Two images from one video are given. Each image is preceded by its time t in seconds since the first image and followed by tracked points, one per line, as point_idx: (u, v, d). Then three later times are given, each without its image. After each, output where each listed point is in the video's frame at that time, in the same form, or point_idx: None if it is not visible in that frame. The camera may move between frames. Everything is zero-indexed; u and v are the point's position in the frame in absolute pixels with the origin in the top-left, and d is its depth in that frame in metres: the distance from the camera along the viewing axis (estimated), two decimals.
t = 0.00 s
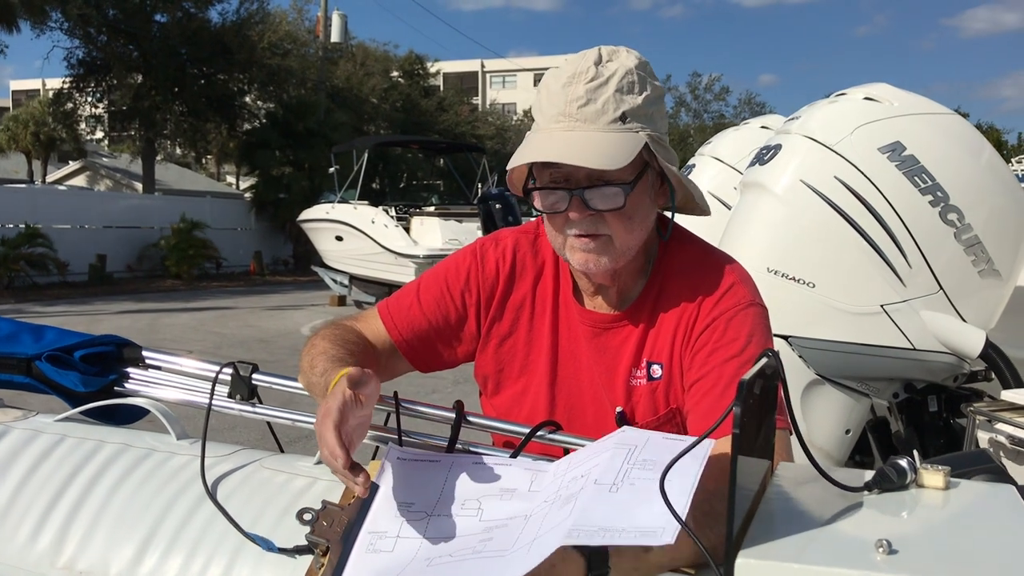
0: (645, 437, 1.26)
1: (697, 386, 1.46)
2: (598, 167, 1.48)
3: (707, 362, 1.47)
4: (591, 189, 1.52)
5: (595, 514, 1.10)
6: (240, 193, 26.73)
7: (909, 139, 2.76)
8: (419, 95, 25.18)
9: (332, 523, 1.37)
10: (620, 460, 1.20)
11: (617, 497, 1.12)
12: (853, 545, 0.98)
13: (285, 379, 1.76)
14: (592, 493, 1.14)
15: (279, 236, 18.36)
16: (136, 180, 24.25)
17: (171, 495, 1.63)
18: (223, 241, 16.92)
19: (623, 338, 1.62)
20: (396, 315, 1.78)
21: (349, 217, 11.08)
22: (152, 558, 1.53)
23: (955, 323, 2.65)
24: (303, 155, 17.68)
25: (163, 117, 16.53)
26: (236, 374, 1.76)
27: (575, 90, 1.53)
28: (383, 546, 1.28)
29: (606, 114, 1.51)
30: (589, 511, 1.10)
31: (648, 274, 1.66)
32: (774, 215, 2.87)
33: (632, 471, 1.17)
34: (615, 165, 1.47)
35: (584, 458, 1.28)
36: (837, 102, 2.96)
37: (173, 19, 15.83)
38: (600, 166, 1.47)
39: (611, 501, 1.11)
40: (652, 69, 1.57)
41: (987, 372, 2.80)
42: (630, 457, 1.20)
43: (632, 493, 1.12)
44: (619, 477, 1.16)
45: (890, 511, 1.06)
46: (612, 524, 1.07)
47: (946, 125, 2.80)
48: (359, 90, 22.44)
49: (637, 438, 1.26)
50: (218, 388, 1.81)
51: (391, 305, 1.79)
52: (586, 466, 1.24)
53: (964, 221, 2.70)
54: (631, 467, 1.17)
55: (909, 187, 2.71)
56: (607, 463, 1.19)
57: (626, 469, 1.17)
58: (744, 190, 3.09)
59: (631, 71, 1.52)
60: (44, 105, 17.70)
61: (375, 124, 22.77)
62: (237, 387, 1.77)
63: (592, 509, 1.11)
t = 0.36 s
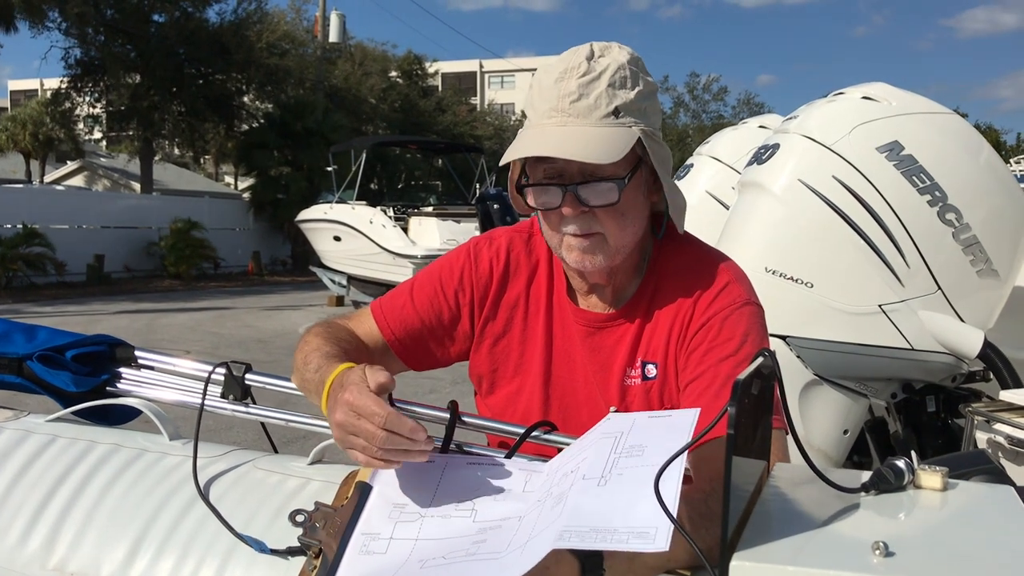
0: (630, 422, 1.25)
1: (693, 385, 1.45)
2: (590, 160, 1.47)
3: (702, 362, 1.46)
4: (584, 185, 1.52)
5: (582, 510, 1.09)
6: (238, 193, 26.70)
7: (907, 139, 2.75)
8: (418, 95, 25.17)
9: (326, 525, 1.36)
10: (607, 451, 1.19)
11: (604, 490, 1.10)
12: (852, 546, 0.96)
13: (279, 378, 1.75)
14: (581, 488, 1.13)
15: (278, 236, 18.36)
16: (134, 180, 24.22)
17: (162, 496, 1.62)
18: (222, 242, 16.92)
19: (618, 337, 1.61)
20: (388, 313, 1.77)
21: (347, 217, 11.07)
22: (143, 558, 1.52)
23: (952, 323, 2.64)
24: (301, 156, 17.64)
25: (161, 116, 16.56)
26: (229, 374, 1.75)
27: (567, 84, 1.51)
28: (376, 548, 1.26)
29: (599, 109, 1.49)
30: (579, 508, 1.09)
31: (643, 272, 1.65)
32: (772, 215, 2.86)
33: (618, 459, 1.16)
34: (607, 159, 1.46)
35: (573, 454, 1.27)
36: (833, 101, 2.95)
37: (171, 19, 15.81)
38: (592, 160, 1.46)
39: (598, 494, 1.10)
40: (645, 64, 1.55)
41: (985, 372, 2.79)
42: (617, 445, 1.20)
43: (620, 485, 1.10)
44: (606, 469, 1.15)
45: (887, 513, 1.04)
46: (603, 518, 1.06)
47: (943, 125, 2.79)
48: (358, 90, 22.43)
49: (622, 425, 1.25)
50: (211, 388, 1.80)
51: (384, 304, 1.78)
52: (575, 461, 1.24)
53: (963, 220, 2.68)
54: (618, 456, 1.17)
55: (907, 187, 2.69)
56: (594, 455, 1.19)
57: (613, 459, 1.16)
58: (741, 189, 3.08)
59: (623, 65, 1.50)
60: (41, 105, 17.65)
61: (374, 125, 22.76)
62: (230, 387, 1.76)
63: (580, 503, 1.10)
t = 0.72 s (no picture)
0: (641, 436, 1.23)
1: (694, 382, 1.44)
2: (598, 157, 1.46)
3: (704, 358, 1.45)
4: (591, 181, 1.51)
5: (588, 516, 1.07)
6: (239, 193, 26.69)
7: (908, 134, 2.73)
8: (419, 94, 25.17)
9: (327, 523, 1.36)
10: (613, 458, 1.17)
11: (610, 498, 1.09)
12: (852, 542, 0.96)
13: (278, 376, 1.74)
14: (584, 493, 1.11)
15: (279, 236, 18.36)
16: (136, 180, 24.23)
17: (161, 494, 1.62)
18: (223, 241, 16.91)
19: (619, 335, 1.60)
20: (389, 312, 1.76)
21: (348, 216, 11.06)
22: (143, 556, 1.52)
23: (954, 318, 2.63)
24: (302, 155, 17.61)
25: (162, 116, 16.58)
26: (228, 372, 1.75)
27: (570, 81, 1.51)
28: (375, 544, 1.25)
29: (604, 105, 1.49)
30: (581, 510, 1.08)
31: (646, 268, 1.64)
32: (773, 211, 2.85)
33: (626, 471, 1.15)
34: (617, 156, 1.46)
35: (575, 454, 1.25)
36: (834, 97, 2.94)
37: (172, 19, 15.82)
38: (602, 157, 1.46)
39: (604, 503, 1.09)
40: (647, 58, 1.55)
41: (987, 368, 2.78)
42: (624, 456, 1.18)
43: (623, 496, 1.09)
44: (613, 476, 1.14)
45: (887, 508, 1.04)
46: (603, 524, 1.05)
47: (945, 120, 2.78)
48: (359, 89, 22.41)
49: (632, 435, 1.23)
50: (211, 386, 1.80)
51: (385, 301, 1.77)
52: (578, 460, 1.22)
53: (964, 216, 2.67)
54: (625, 467, 1.15)
55: (908, 183, 2.69)
56: (601, 460, 1.17)
57: (621, 469, 1.15)
58: (742, 186, 3.07)
59: (626, 61, 1.50)
60: (42, 105, 17.65)
61: (375, 123, 22.74)
62: (229, 385, 1.76)
63: (584, 508, 1.08)
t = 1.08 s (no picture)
0: (650, 456, 1.22)
1: (693, 383, 1.45)
2: (589, 163, 1.47)
3: (703, 359, 1.46)
4: (583, 184, 1.51)
5: (606, 547, 1.06)
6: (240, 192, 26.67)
7: (907, 134, 2.74)
8: (419, 93, 25.17)
9: (329, 524, 1.36)
10: (629, 483, 1.16)
11: (627, 530, 1.08)
12: (852, 544, 0.96)
13: (278, 377, 1.75)
14: (601, 518, 1.09)
15: (279, 235, 18.36)
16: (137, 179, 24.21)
17: (162, 495, 1.62)
18: (224, 241, 16.91)
19: (618, 336, 1.60)
20: (389, 313, 1.77)
21: (349, 215, 11.07)
22: (145, 556, 1.52)
23: (954, 317, 2.63)
24: (302, 154, 17.58)
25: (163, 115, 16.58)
26: (229, 373, 1.76)
27: (560, 85, 1.52)
28: (376, 545, 1.26)
29: (593, 108, 1.49)
30: (599, 542, 1.06)
31: (645, 270, 1.64)
32: (774, 211, 2.85)
33: (641, 500, 1.13)
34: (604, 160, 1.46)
35: (582, 465, 1.24)
36: (834, 97, 2.94)
37: (172, 18, 15.82)
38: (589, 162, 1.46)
39: (618, 535, 1.07)
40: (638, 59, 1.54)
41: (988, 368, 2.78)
42: (637, 482, 1.16)
43: (642, 530, 1.08)
44: (628, 505, 1.12)
45: (888, 509, 1.04)
46: (616, 557, 1.04)
47: (945, 120, 2.78)
48: (359, 88, 22.40)
49: (643, 457, 1.21)
50: (211, 387, 1.80)
51: (385, 302, 1.78)
52: (588, 475, 1.21)
53: (965, 216, 2.67)
54: (639, 495, 1.13)
55: (908, 183, 2.69)
56: (615, 483, 1.15)
57: (635, 498, 1.13)
58: (742, 186, 3.07)
59: (616, 64, 1.49)
60: (42, 104, 17.63)
61: (375, 122, 22.74)
62: (230, 386, 1.76)
63: (601, 540, 1.07)
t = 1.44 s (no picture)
0: (649, 458, 1.21)
1: (695, 386, 1.44)
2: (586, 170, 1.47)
3: (705, 362, 1.45)
4: (581, 190, 1.51)
5: (604, 544, 1.06)
6: (240, 194, 26.68)
7: (909, 137, 2.74)
8: (420, 95, 25.20)
9: (329, 525, 1.35)
10: (629, 482, 1.16)
11: (626, 529, 1.08)
12: (853, 548, 0.96)
13: (279, 379, 1.74)
14: (600, 518, 1.09)
15: (280, 237, 18.38)
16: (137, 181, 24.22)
17: (161, 498, 1.62)
18: (225, 243, 16.92)
19: (619, 338, 1.60)
20: (392, 315, 1.77)
21: (349, 217, 11.07)
22: (144, 558, 1.52)
23: (955, 320, 2.62)
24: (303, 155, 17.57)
25: (164, 117, 16.59)
26: (229, 375, 1.75)
27: (560, 91, 1.52)
28: (376, 548, 1.25)
29: (592, 115, 1.49)
30: (599, 541, 1.06)
31: (646, 272, 1.65)
32: (775, 214, 2.85)
33: (642, 500, 1.13)
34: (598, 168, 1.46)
35: (584, 467, 1.24)
36: (836, 100, 2.94)
37: (173, 20, 15.84)
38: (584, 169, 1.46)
39: (620, 533, 1.07)
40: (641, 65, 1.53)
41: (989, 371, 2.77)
42: (636, 482, 1.16)
43: (641, 529, 1.08)
44: (627, 505, 1.12)
45: (889, 513, 1.04)
46: (615, 556, 1.04)
47: (946, 123, 2.78)
48: (360, 90, 22.42)
49: (643, 457, 1.21)
50: (212, 388, 1.80)
51: (387, 305, 1.78)
52: (588, 477, 1.20)
53: (966, 219, 2.67)
54: (639, 496, 1.13)
55: (910, 186, 2.68)
56: (615, 483, 1.15)
57: (635, 498, 1.13)
58: (744, 188, 3.07)
59: (617, 69, 1.49)
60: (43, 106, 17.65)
61: (376, 124, 22.76)
62: (230, 388, 1.76)
63: (601, 539, 1.06)
